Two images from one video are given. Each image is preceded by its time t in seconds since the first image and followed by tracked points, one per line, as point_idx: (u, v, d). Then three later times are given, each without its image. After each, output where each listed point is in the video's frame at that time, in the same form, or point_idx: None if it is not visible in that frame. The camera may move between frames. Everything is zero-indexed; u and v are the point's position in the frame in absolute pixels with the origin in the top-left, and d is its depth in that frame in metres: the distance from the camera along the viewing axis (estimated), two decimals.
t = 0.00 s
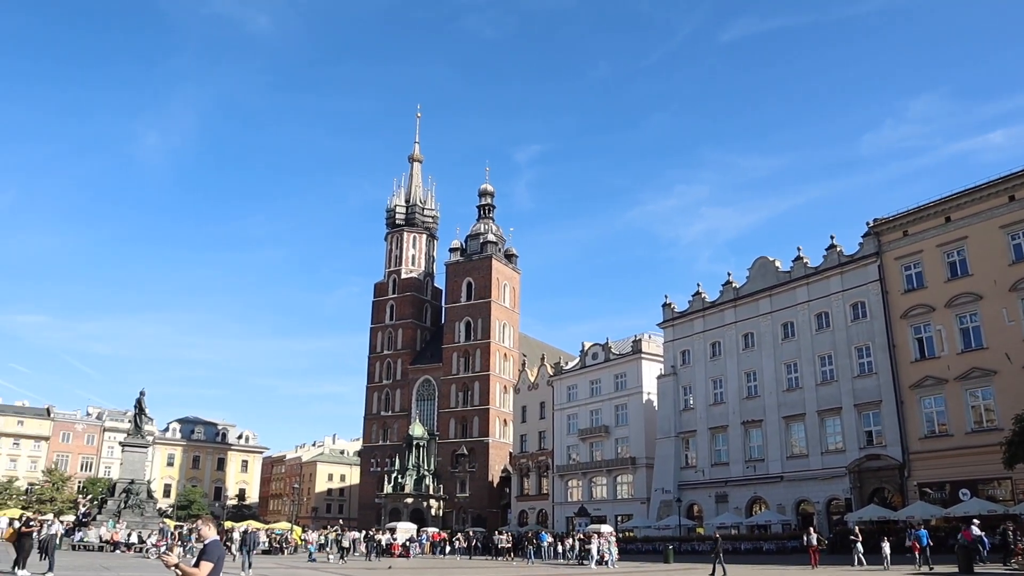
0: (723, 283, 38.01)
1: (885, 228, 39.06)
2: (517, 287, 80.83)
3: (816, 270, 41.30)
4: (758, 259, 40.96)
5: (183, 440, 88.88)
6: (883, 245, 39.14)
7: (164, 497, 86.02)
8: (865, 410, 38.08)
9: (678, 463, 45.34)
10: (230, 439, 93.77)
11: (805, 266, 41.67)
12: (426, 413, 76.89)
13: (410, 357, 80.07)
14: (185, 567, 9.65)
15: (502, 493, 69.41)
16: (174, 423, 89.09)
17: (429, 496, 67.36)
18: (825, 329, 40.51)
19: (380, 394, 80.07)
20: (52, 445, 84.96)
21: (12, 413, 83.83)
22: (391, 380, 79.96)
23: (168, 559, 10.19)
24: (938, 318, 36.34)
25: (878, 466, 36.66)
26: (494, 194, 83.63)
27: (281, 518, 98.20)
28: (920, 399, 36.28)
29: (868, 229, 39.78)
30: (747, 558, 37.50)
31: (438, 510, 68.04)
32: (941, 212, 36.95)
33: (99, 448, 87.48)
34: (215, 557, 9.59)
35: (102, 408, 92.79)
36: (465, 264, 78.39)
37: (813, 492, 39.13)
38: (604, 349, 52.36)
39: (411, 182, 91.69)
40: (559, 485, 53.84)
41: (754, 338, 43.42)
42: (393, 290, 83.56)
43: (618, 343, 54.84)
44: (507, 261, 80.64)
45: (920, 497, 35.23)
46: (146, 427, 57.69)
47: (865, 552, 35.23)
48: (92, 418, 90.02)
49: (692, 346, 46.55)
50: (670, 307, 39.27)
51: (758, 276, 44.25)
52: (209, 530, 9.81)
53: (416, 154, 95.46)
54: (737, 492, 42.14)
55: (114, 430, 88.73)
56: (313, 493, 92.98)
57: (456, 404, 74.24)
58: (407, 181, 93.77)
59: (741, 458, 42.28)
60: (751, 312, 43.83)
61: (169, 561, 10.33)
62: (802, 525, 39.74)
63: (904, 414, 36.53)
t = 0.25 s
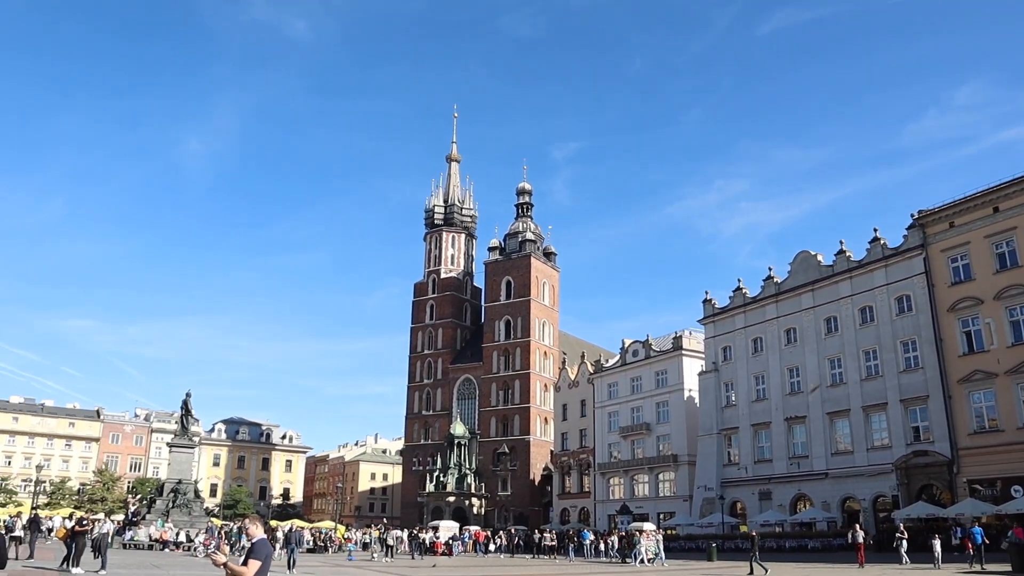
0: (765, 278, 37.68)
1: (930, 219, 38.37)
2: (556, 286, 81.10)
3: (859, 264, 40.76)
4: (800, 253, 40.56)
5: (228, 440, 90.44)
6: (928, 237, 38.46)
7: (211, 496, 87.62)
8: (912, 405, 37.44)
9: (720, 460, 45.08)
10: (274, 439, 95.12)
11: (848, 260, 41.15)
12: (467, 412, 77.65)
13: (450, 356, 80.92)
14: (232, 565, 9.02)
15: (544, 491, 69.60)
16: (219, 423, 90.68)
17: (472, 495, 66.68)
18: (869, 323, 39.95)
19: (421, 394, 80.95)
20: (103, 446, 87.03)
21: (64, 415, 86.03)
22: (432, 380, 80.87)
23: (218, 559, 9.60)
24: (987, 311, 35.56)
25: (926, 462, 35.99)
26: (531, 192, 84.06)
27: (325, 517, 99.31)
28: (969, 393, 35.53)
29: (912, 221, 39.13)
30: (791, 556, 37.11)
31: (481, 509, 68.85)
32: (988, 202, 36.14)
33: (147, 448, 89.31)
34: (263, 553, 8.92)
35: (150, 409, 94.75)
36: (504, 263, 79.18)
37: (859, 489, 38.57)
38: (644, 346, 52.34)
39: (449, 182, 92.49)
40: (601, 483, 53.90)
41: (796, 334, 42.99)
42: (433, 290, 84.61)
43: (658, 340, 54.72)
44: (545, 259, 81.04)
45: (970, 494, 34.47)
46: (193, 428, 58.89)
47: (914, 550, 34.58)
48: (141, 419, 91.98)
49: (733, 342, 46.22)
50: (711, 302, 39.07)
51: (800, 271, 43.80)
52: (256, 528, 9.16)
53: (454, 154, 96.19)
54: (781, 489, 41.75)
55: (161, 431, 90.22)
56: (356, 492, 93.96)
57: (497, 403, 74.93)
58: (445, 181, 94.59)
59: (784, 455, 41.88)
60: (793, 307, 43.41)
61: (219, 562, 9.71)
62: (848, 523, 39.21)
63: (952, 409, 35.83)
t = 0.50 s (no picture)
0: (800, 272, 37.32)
1: (970, 210, 37.65)
2: (589, 283, 81.02)
3: (897, 257, 40.15)
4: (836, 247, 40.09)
5: (266, 440, 91.64)
6: (968, 228, 37.72)
7: (250, 495, 88.88)
8: (953, 400, 36.76)
9: (757, 457, 44.74)
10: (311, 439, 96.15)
11: (885, 253, 40.57)
12: (501, 411, 77.91)
13: (484, 355, 81.28)
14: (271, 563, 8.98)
15: (579, 489, 69.58)
16: (257, 423, 91.92)
17: (507, 493, 66.95)
18: (908, 317, 39.34)
19: (456, 393, 81.47)
20: (144, 446, 88.63)
21: (106, 416, 87.82)
22: (466, 379, 81.38)
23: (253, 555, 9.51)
24: None
25: (969, 458, 35.26)
26: (563, 190, 84.08)
27: (362, 515, 100.17)
28: (1013, 387, 34.71)
29: (952, 213, 38.42)
30: (830, 553, 36.65)
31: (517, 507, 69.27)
32: None
33: (187, 448, 90.72)
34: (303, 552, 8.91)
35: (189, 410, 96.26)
36: (537, 261, 79.36)
37: (900, 486, 37.96)
38: (678, 342, 52.13)
39: (481, 181, 92.91)
40: (637, 480, 53.88)
41: (833, 328, 42.50)
42: (466, 289, 85.17)
43: (692, 336, 54.46)
44: (578, 256, 81.05)
45: (1015, 491, 33.67)
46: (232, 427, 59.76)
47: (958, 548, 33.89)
48: (181, 420, 93.51)
49: (769, 338, 45.78)
50: (745, 297, 38.82)
51: (836, 264, 43.26)
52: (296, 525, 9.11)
53: (485, 153, 96.55)
54: (820, 485, 41.29)
55: (200, 431, 91.53)
56: (392, 491, 94.71)
57: (531, 401, 75.04)
58: (477, 180, 95.04)
59: (823, 451, 41.42)
60: (830, 302, 42.91)
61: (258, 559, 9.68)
62: (889, 520, 38.60)
63: (995, 403, 35.09)
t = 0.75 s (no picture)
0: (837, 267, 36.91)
1: (1013, 201, 36.82)
2: (623, 280, 80.79)
3: (937, 250, 39.47)
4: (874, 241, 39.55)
5: (304, 440, 92.74)
6: (1011, 220, 36.89)
7: (288, 494, 90.03)
8: (997, 395, 35.97)
9: (796, 454, 44.31)
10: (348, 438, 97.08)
11: (925, 246, 39.90)
12: (537, 408, 78.00)
13: (519, 353, 81.49)
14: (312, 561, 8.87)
15: (616, 487, 69.48)
16: (295, 423, 93.07)
17: (544, 492, 67.33)
18: (950, 311, 38.64)
19: (492, 391, 81.83)
20: (185, 446, 90.15)
21: (148, 416, 89.54)
22: (501, 377, 81.68)
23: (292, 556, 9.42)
24: None
25: (1015, 455, 34.41)
26: (596, 187, 83.97)
27: (399, 513, 100.89)
28: None
29: (994, 204, 37.63)
30: (872, 552, 36.14)
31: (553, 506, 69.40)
32: None
33: (227, 448, 92.01)
34: (345, 550, 8.81)
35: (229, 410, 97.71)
36: (572, 259, 79.42)
37: (943, 483, 37.26)
38: (715, 339, 51.82)
39: (514, 180, 93.19)
40: (674, 478, 53.67)
41: (873, 323, 41.93)
42: (501, 287, 85.48)
43: (729, 333, 54.09)
44: (613, 254, 80.89)
45: None
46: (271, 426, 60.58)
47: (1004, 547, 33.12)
48: (220, 420, 94.96)
49: (807, 333, 45.31)
50: (782, 292, 38.45)
51: (874, 258, 42.67)
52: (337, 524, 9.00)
53: (517, 151, 96.78)
54: (860, 483, 40.76)
55: (240, 431, 92.64)
56: (429, 489, 95.29)
57: (567, 399, 75.04)
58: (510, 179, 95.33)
59: (863, 448, 40.88)
60: (869, 296, 42.34)
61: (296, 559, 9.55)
62: (932, 518, 37.92)
63: None
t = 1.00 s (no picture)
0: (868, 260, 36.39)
1: None
2: (651, 277, 80.39)
3: (971, 242, 38.73)
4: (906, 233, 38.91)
5: (335, 440, 93.55)
6: None
7: (320, 494, 90.90)
8: None
9: (829, 450, 43.79)
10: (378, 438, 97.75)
11: (959, 238, 39.17)
12: (566, 407, 77.89)
13: (547, 351, 81.48)
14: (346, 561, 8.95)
15: (647, 485, 69.20)
16: (326, 424, 93.92)
17: (574, 491, 67.72)
18: (985, 304, 37.88)
19: (521, 390, 81.95)
20: (218, 447, 91.36)
21: (182, 419, 90.83)
22: (530, 376, 81.72)
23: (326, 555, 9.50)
24: None
25: None
26: (622, 184, 83.64)
27: (430, 513, 101.37)
28: None
29: None
30: (907, 549, 35.61)
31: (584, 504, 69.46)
32: None
33: (259, 449, 93.03)
34: (377, 549, 8.87)
35: (261, 411, 98.82)
36: (599, 256, 79.22)
37: (981, 479, 36.51)
38: (744, 335, 51.37)
39: (540, 178, 93.16)
40: (705, 476, 53.30)
41: (906, 317, 41.28)
42: (528, 286, 85.50)
43: (759, 328, 53.60)
44: (640, 251, 80.55)
45: None
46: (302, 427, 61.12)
47: None
48: (252, 421, 96.07)
49: (839, 329, 44.74)
50: (813, 287, 37.96)
51: (906, 251, 41.99)
52: (369, 524, 9.02)
53: (543, 150, 96.72)
54: (895, 479, 40.14)
55: (271, 432, 93.58)
56: (459, 488, 95.61)
57: (596, 397, 74.82)
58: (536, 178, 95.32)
59: (898, 444, 40.26)
60: (902, 290, 41.69)
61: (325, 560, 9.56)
62: (970, 514, 37.18)
63: None
